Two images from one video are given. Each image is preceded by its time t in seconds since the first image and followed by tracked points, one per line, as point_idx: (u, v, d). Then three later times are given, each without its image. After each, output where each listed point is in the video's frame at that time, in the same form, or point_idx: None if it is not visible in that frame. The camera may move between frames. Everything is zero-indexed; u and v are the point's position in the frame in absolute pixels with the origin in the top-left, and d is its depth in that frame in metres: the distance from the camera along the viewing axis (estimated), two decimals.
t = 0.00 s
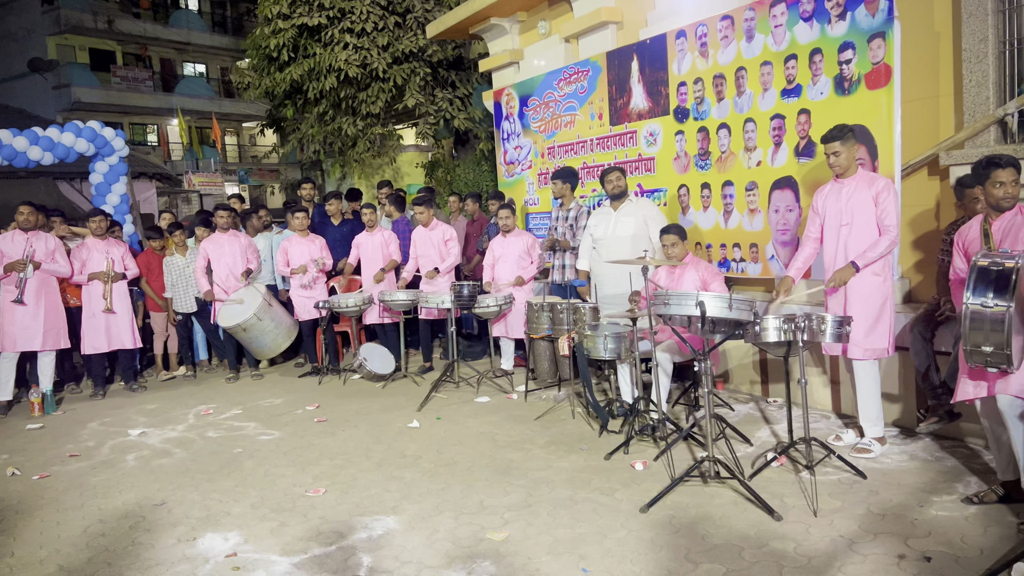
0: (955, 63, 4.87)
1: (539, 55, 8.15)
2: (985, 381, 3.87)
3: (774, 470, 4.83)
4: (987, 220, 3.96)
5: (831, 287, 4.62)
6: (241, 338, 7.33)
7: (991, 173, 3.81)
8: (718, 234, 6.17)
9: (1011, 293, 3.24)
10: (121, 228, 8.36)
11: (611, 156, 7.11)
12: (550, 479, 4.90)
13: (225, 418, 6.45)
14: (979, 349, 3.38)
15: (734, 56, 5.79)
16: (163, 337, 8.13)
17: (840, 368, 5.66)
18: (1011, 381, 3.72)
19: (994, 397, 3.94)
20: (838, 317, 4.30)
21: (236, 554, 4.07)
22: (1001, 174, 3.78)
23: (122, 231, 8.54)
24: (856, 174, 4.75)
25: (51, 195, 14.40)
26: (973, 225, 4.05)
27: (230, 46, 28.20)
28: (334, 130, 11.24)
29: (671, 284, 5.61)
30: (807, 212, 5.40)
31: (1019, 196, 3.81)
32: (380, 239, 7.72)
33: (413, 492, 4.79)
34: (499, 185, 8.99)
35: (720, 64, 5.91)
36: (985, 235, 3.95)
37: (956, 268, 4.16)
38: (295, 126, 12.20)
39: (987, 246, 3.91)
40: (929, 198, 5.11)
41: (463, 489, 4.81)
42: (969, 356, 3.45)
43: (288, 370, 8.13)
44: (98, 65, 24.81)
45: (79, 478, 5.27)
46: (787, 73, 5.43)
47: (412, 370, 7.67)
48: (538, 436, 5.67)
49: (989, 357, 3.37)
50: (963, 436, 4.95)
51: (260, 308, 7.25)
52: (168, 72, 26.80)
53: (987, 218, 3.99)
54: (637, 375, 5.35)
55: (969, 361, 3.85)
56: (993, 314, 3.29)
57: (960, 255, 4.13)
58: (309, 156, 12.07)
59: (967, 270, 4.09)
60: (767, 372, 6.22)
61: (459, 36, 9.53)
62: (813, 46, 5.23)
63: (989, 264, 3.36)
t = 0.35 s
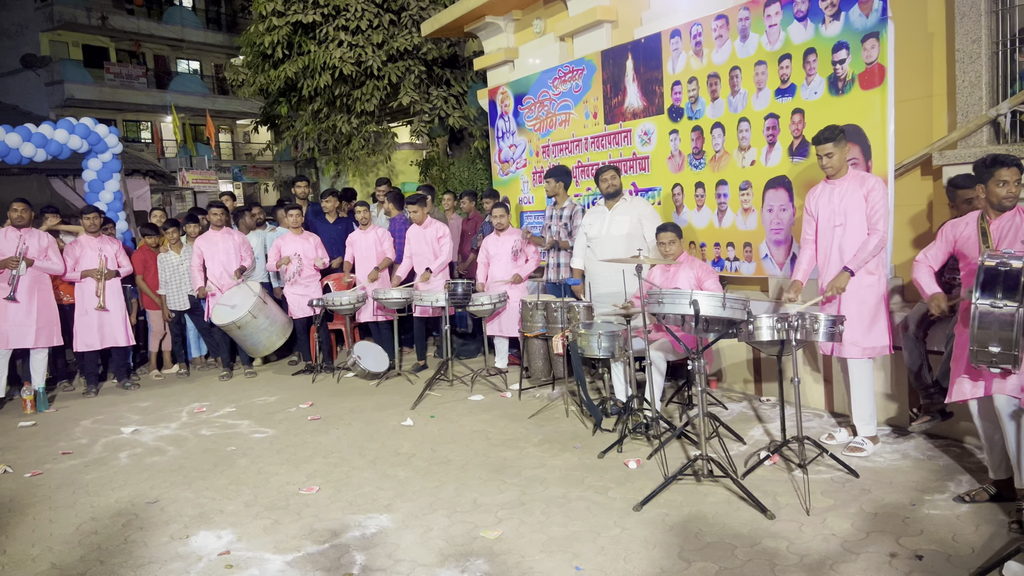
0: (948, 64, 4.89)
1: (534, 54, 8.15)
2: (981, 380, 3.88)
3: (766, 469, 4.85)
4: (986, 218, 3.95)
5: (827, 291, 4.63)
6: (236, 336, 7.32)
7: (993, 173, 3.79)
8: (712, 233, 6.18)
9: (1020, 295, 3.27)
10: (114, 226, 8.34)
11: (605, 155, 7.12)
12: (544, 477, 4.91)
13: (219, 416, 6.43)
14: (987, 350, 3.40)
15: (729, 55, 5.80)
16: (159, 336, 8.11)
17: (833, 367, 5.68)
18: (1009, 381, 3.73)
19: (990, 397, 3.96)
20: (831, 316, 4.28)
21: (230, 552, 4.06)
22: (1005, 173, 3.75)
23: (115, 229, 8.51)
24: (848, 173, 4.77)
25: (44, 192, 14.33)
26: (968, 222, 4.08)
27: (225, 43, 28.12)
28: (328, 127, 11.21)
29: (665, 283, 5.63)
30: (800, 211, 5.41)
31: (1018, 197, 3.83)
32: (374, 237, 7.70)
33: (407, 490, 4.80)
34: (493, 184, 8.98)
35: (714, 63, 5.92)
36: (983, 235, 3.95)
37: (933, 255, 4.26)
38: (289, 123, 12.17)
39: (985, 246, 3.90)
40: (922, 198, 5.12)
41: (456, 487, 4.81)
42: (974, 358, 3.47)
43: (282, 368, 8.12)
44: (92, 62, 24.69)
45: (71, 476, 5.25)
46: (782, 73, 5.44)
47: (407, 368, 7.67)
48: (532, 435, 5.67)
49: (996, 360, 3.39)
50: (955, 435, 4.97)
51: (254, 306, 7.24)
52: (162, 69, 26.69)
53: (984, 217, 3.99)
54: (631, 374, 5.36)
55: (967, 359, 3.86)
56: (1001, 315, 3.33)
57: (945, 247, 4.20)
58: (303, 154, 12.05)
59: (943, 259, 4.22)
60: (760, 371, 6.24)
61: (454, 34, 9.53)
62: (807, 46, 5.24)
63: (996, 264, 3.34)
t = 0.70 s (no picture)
0: (945, 66, 4.90)
1: (531, 54, 8.15)
2: (984, 379, 3.90)
3: (763, 470, 4.85)
4: (987, 220, 3.95)
5: (822, 292, 4.64)
6: (231, 335, 7.32)
7: (996, 176, 3.79)
8: (709, 234, 6.19)
9: (1016, 293, 3.28)
10: (111, 224, 8.33)
11: (603, 156, 7.12)
12: (540, 477, 4.91)
13: (215, 415, 6.43)
14: (987, 348, 3.39)
15: (726, 57, 5.81)
16: (151, 333, 8.12)
17: (829, 368, 5.69)
18: (1010, 381, 3.75)
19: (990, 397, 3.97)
20: (828, 317, 4.30)
21: (225, 551, 4.06)
22: (1008, 176, 3.76)
23: (112, 227, 8.50)
24: (844, 175, 4.78)
25: (40, 190, 14.28)
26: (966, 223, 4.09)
27: (223, 41, 28.09)
28: (326, 126, 11.19)
29: (662, 284, 5.63)
30: (797, 213, 5.42)
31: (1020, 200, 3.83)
32: (372, 237, 7.71)
33: (403, 490, 4.80)
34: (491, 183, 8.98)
35: (712, 64, 5.93)
36: (984, 236, 3.95)
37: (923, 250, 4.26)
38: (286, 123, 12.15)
39: (987, 247, 3.91)
40: (919, 200, 5.14)
41: (452, 487, 4.81)
42: (976, 357, 3.46)
43: (278, 367, 8.11)
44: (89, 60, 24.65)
45: (66, 474, 5.24)
46: (779, 75, 5.45)
47: (403, 368, 7.66)
48: (528, 435, 5.68)
49: (997, 358, 3.39)
50: (951, 437, 4.98)
51: (250, 305, 7.21)
52: (159, 67, 26.65)
53: (985, 217, 3.98)
54: (627, 375, 5.36)
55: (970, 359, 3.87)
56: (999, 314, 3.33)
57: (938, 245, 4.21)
58: (301, 153, 12.04)
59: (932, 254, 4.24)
60: (757, 372, 6.25)
61: (452, 34, 9.52)
62: (804, 48, 5.25)
63: (989, 264, 3.37)
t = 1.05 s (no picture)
0: (948, 68, 4.90)
1: (534, 54, 8.15)
2: (984, 383, 3.88)
3: (763, 471, 4.85)
4: (990, 223, 3.95)
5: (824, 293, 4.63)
6: (232, 333, 7.32)
7: (998, 176, 3.78)
8: (710, 235, 6.19)
9: (1004, 293, 3.28)
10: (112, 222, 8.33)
11: (604, 156, 7.12)
12: (540, 477, 4.91)
13: (216, 413, 6.43)
14: (977, 350, 3.42)
15: (729, 57, 5.81)
16: (153, 331, 8.13)
17: (830, 369, 5.69)
18: (1011, 383, 3.75)
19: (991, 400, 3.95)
20: (829, 318, 4.30)
21: (226, 549, 4.07)
22: (1009, 176, 3.75)
23: (113, 225, 8.50)
24: (846, 176, 4.78)
25: (41, 187, 14.27)
26: (971, 228, 4.11)
27: (225, 40, 28.12)
28: (328, 125, 11.18)
29: (663, 284, 5.63)
30: (799, 214, 5.42)
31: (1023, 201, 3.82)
32: (372, 235, 7.71)
33: (403, 489, 4.80)
34: (492, 183, 8.97)
35: (714, 65, 5.93)
36: (987, 238, 3.95)
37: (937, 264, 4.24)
38: (288, 121, 12.14)
39: (989, 249, 3.91)
40: (920, 201, 5.14)
41: (452, 486, 4.81)
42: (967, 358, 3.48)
43: (279, 365, 8.11)
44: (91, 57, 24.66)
45: (67, 472, 5.25)
46: (781, 75, 5.45)
47: (404, 367, 7.66)
48: (529, 434, 5.68)
49: (986, 360, 3.41)
50: (952, 439, 4.97)
51: (250, 304, 7.22)
52: (161, 65, 26.65)
53: (989, 221, 3.98)
54: (628, 375, 5.36)
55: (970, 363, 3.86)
56: (987, 314, 3.34)
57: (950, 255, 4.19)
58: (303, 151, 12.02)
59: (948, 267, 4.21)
60: (757, 374, 6.25)
61: (454, 33, 9.52)
62: (806, 49, 5.25)
63: (984, 265, 3.39)
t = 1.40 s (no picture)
0: (958, 67, 4.88)
1: (541, 52, 8.14)
2: (986, 384, 3.85)
3: (769, 471, 4.84)
4: (993, 225, 3.95)
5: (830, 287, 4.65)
6: (238, 329, 7.33)
7: (992, 181, 3.84)
8: (718, 234, 6.18)
9: (1014, 298, 3.26)
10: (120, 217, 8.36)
11: (612, 154, 7.11)
12: (545, 475, 4.91)
13: (222, 409, 6.45)
14: (981, 353, 3.41)
15: (737, 56, 5.79)
16: (157, 327, 8.10)
17: (837, 369, 5.67)
18: (1012, 384, 3.72)
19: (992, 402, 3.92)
20: (837, 318, 4.30)
21: (231, 544, 4.07)
22: (1002, 181, 3.81)
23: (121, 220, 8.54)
24: (856, 175, 4.75)
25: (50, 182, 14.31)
26: (979, 231, 4.04)
27: (233, 37, 28.20)
28: (335, 122, 11.21)
29: (670, 283, 5.62)
30: (807, 213, 5.41)
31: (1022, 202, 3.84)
32: (379, 233, 7.72)
33: (409, 486, 4.80)
34: (499, 180, 8.96)
35: (723, 63, 5.91)
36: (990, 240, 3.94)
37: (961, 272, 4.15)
38: (296, 118, 12.15)
39: (992, 250, 3.89)
40: (929, 201, 5.13)
41: (457, 483, 4.82)
42: (970, 360, 3.48)
43: (285, 362, 8.13)
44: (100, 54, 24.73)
45: (74, 466, 5.27)
46: (790, 74, 5.43)
47: (410, 364, 7.66)
48: (534, 432, 5.67)
49: (990, 363, 3.40)
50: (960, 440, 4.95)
51: (258, 300, 7.23)
52: (170, 62, 26.72)
53: (993, 223, 3.97)
54: (634, 374, 5.35)
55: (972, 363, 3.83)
56: (996, 317, 3.31)
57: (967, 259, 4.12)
58: (310, 149, 12.04)
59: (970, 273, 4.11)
60: (764, 373, 6.23)
61: (462, 31, 9.51)
62: (816, 48, 5.23)
63: (994, 268, 3.36)
